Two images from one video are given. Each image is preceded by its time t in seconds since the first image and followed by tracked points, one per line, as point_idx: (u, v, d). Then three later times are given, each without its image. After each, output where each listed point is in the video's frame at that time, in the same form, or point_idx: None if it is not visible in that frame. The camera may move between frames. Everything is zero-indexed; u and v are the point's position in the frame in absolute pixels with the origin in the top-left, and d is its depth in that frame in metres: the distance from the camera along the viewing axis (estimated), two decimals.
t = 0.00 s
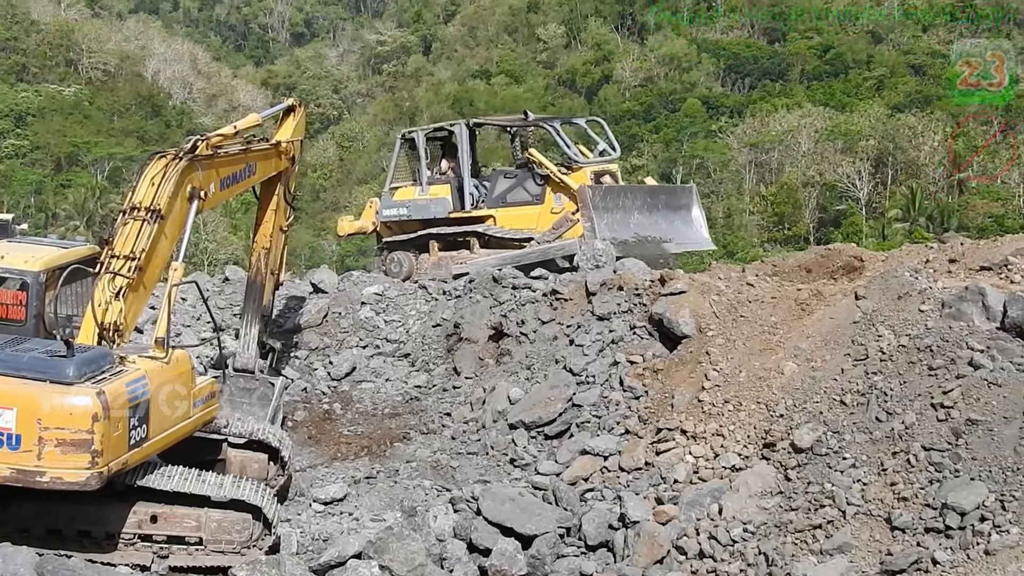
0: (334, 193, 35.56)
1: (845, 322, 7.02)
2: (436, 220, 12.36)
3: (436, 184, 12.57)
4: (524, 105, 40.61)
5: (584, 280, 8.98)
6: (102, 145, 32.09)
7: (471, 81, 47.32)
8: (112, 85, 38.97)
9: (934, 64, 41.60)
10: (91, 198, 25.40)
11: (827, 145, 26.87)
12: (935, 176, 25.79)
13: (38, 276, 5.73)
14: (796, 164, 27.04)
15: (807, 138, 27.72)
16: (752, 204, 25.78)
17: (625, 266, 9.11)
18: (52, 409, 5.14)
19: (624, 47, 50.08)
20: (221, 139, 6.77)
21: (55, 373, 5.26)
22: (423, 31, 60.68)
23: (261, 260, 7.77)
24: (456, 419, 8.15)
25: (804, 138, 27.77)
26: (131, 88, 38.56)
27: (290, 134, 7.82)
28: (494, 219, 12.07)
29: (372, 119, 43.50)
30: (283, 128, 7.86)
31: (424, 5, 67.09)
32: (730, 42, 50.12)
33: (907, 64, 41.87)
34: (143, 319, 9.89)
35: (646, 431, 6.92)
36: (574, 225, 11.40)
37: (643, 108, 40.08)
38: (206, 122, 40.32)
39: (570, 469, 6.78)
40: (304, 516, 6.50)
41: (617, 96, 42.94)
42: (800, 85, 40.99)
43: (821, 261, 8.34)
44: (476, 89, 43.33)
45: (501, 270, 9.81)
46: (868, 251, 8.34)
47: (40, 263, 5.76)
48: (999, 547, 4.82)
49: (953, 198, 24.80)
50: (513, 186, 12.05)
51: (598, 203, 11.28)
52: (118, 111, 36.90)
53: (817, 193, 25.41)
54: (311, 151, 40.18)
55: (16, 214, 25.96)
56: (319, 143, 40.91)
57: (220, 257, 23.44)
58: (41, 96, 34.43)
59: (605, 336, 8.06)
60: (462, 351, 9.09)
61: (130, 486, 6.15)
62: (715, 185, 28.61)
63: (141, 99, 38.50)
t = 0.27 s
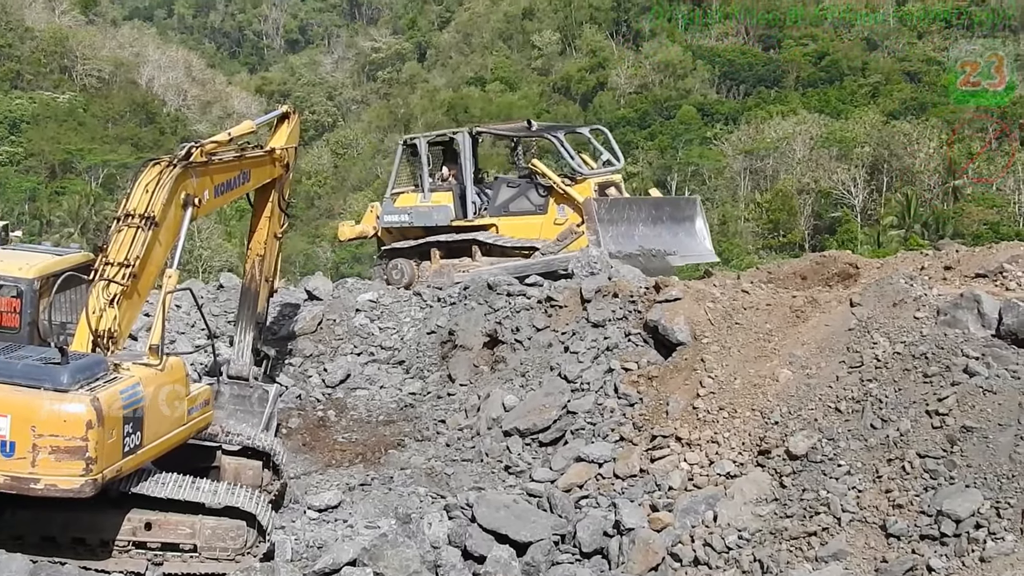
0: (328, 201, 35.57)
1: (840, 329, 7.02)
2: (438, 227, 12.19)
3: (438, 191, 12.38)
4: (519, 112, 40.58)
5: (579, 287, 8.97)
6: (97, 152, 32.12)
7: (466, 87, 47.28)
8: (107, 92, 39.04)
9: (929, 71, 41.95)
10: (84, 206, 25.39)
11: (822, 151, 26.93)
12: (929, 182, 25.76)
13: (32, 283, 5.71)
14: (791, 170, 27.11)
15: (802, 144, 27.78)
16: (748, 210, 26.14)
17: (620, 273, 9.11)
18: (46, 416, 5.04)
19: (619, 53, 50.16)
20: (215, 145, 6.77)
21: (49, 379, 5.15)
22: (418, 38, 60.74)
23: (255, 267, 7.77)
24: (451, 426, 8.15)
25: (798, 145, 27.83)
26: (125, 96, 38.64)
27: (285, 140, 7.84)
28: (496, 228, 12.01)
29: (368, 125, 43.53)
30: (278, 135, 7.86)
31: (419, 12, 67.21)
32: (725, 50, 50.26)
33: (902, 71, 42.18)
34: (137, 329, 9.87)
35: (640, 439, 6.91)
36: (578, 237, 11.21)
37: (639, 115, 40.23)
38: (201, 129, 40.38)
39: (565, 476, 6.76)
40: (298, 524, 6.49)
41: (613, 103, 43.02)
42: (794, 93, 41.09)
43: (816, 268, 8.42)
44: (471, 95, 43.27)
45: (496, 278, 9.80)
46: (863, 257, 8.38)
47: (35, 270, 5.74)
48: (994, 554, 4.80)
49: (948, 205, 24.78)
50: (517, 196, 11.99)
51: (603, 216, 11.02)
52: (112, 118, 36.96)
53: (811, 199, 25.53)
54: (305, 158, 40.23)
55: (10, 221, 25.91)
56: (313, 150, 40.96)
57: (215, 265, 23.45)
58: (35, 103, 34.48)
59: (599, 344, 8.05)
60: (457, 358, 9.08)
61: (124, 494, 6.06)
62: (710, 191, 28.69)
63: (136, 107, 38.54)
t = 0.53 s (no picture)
0: (325, 206, 35.61)
1: (838, 335, 7.02)
2: (442, 233, 12.07)
3: (442, 197, 12.27)
4: (516, 117, 40.58)
5: (576, 291, 8.97)
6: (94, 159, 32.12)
7: (463, 92, 47.33)
8: (103, 98, 39.03)
9: (927, 75, 42.07)
10: (81, 212, 25.41)
11: (820, 157, 26.94)
12: (927, 188, 25.81)
13: (29, 288, 5.71)
14: (788, 175, 27.10)
15: (800, 149, 27.77)
16: (745, 215, 26.17)
17: (618, 278, 9.11)
18: (44, 420, 4.98)
19: (616, 58, 50.16)
20: (212, 150, 6.76)
21: (47, 383, 5.07)
22: (415, 42, 60.77)
23: (252, 271, 7.75)
24: (448, 431, 8.15)
25: (796, 150, 27.81)
26: (122, 101, 38.64)
27: (281, 145, 7.83)
28: (500, 233, 11.70)
29: (365, 130, 43.54)
30: (274, 139, 7.86)
31: (416, 17, 67.33)
32: (721, 55, 50.24)
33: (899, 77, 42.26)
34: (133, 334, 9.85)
35: (637, 444, 6.91)
36: (583, 242, 10.95)
37: (636, 120, 40.32)
38: (197, 134, 40.39)
39: (562, 482, 6.77)
40: (295, 528, 6.49)
41: (610, 108, 43.02)
42: (791, 98, 41.05)
43: (814, 273, 8.50)
44: (468, 102, 42.83)
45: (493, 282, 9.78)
46: (861, 263, 8.49)
47: (32, 275, 5.74)
48: (991, 560, 4.77)
49: (947, 210, 25.02)
50: (521, 201, 11.67)
51: (608, 222, 10.78)
52: (109, 123, 36.97)
53: (809, 205, 25.56)
54: (302, 163, 40.24)
55: (7, 227, 25.91)
56: (310, 155, 40.98)
57: (212, 270, 23.43)
58: (31, 109, 34.47)
59: (597, 348, 8.05)
60: (454, 363, 9.08)
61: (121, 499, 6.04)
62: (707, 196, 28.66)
63: (133, 112, 38.58)
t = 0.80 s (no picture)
0: (324, 208, 35.63)
1: (836, 337, 7.03)
2: (447, 235, 12.00)
3: (447, 199, 12.18)
4: (515, 118, 40.54)
5: (575, 293, 8.97)
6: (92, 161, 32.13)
7: (461, 94, 47.32)
8: (102, 100, 39.04)
9: (926, 77, 42.06)
10: (80, 214, 25.44)
11: (819, 159, 26.91)
12: (926, 189, 25.76)
13: (28, 290, 5.71)
14: (787, 177, 27.08)
15: (799, 151, 27.75)
16: (744, 217, 26.15)
17: (617, 280, 9.11)
18: (43, 422, 4.98)
19: (615, 60, 50.12)
20: (210, 152, 6.75)
21: (45, 385, 5.07)
22: (414, 44, 60.76)
23: (251, 273, 7.76)
24: (447, 433, 8.15)
25: (795, 152, 27.78)
26: (120, 103, 38.66)
27: (280, 147, 7.83)
28: (506, 234, 11.71)
29: (364, 131, 43.53)
30: (273, 141, 7.86)
31: (415, 19, 67.34)
32: (720, 57, 50.18)
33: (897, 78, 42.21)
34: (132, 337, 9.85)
35: (637, 446, 6.91)
36: (590, 242, 10.88)
37: (636, 122, 40.36)
38: (196, 136, 40.40)
39: (561, 483, 6.77)
40: (294, 530, 6.50)
41: (609, 110, 42.99)
42: (791, 100, 41.05)
43: (813, 275, 8.53)
44: (466, 102, 43.08)
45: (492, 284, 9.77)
46: (860, 265, 8.51)
47: (31, 277, 5.74)
48: (990, 561, 4.77)
49: (946, 212, 25.02)
50: (527, 202, 11.61)
51: (614, 221, 10.65)
52: (107, 125, 36.99)
53: (808, 207, 25.50)
54: (300, 165, 40.25)
55: (6, 229, 25.92)
56: (309, 157, 41.01)
57: (212, 272, 23.43)
58: (30, 111, 34.49)
59: (596, 350, 8.05)
60: (453, 365, 9.08)
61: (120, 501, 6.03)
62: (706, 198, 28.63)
63: (131, 114, 38.61)
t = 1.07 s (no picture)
0: (324, 207, 35.65)
1: (835, 335, 7.05)
2: (454, 234, 12.03)
3: (454, 197, 12.17)
4: (515, 117, 40.54)
5: (574, 292, 8.98)
6: (91, 161, 32.15)
7: (461, 93, 47.33)
8: (102, 99, 39.10)
9: (925, 76, 42.02)
10: (80, 213, 25.46)
11: (818, 158, 26.90)
12: (925, 188, 25.76)
13: (28, 289, 5.72)
14: (786, 176, 27.06)
15: (798, 150, 27.74)
16: (744, 217, 26.14)
17: (616, 278, 9.11)
18: (44, 422, 5.00)
19: (615, 59, 50.09)
20: (210, 152, 6.77)
21: (46, 385, 5.07)
22: (414, 42, 60.74)
23: (251, 272, 7.77)
24: (447, 432, 8.17)
25: (794, 151, 27.76)
26: (120, 103, 38.68)
27: (280, 147, 7.85)
28: (512, 233, 11.63)
29: (364, 130, 43.55)
30: (272, 141, 7.87)
31: (415, 18, 67.33)
32: (719, 56, 50.14)
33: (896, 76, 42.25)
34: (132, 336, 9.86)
35: (636, 444, 6.93)
36: (596, 240, 10.83)
37: (635, 121, 40.40)
38: (195, 136, 40.41)
39: (561, 482, 6.78)
40: (294, 528, 6.52)
41: (608, 109, 42.97)
42: (789, 99, 41.05)
43: (812, 274, 8.54)
44: (466, 102, 43.21)
45: (492, 283, 9.77)
46: (858, 264, 8.54)
47: (30, 276, 5.75)
48: (989, 559, 4.78)
49: (946, 211, 25.03)
50: (533, 201, 11.54)
51: (621, 219, 10.52)
52: (107, 125, 37.00)
53: (807, 206, 25.45)
54: (300, 164, 40.26)
55: (6, 228, 25.93)
56: (308, 157, 41.03)
57: (211, 272, 23.43)
58: (30, 111, 34.53)
59: (595, 348, 8.07)
60: (453, 363, 9.10)
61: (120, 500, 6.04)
62: (705, 197, 28.63)
63: (131, 113, 38.61)
